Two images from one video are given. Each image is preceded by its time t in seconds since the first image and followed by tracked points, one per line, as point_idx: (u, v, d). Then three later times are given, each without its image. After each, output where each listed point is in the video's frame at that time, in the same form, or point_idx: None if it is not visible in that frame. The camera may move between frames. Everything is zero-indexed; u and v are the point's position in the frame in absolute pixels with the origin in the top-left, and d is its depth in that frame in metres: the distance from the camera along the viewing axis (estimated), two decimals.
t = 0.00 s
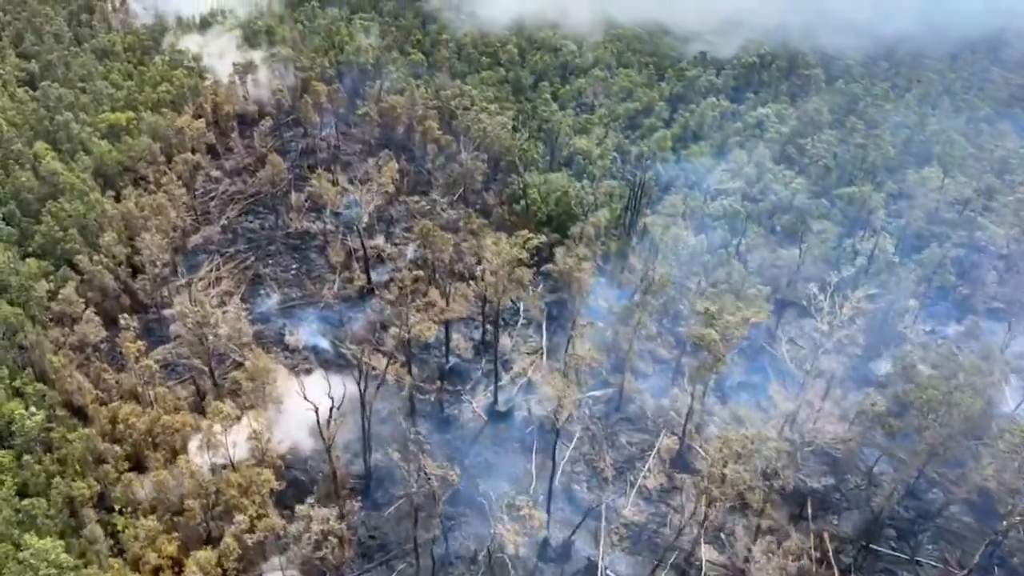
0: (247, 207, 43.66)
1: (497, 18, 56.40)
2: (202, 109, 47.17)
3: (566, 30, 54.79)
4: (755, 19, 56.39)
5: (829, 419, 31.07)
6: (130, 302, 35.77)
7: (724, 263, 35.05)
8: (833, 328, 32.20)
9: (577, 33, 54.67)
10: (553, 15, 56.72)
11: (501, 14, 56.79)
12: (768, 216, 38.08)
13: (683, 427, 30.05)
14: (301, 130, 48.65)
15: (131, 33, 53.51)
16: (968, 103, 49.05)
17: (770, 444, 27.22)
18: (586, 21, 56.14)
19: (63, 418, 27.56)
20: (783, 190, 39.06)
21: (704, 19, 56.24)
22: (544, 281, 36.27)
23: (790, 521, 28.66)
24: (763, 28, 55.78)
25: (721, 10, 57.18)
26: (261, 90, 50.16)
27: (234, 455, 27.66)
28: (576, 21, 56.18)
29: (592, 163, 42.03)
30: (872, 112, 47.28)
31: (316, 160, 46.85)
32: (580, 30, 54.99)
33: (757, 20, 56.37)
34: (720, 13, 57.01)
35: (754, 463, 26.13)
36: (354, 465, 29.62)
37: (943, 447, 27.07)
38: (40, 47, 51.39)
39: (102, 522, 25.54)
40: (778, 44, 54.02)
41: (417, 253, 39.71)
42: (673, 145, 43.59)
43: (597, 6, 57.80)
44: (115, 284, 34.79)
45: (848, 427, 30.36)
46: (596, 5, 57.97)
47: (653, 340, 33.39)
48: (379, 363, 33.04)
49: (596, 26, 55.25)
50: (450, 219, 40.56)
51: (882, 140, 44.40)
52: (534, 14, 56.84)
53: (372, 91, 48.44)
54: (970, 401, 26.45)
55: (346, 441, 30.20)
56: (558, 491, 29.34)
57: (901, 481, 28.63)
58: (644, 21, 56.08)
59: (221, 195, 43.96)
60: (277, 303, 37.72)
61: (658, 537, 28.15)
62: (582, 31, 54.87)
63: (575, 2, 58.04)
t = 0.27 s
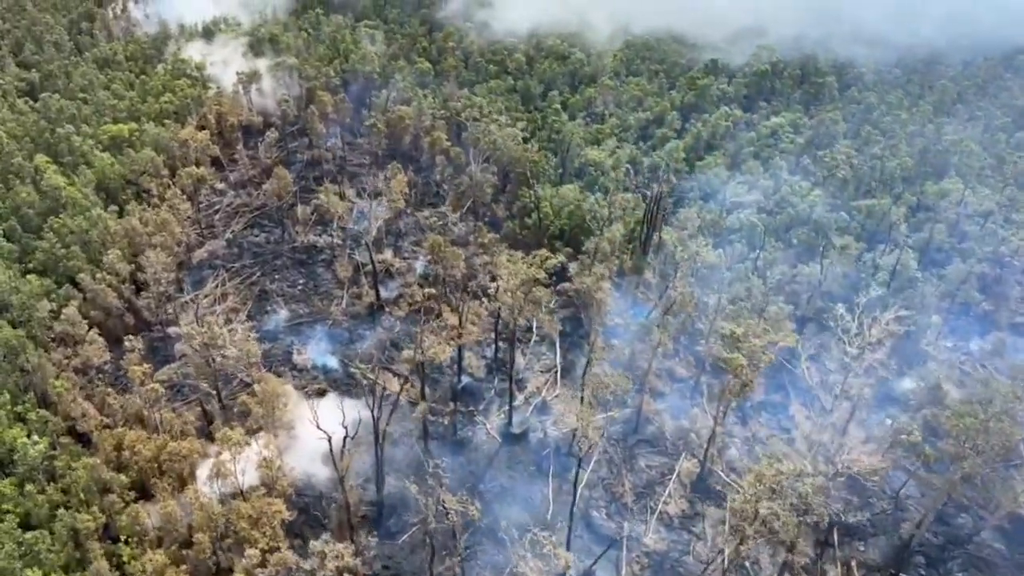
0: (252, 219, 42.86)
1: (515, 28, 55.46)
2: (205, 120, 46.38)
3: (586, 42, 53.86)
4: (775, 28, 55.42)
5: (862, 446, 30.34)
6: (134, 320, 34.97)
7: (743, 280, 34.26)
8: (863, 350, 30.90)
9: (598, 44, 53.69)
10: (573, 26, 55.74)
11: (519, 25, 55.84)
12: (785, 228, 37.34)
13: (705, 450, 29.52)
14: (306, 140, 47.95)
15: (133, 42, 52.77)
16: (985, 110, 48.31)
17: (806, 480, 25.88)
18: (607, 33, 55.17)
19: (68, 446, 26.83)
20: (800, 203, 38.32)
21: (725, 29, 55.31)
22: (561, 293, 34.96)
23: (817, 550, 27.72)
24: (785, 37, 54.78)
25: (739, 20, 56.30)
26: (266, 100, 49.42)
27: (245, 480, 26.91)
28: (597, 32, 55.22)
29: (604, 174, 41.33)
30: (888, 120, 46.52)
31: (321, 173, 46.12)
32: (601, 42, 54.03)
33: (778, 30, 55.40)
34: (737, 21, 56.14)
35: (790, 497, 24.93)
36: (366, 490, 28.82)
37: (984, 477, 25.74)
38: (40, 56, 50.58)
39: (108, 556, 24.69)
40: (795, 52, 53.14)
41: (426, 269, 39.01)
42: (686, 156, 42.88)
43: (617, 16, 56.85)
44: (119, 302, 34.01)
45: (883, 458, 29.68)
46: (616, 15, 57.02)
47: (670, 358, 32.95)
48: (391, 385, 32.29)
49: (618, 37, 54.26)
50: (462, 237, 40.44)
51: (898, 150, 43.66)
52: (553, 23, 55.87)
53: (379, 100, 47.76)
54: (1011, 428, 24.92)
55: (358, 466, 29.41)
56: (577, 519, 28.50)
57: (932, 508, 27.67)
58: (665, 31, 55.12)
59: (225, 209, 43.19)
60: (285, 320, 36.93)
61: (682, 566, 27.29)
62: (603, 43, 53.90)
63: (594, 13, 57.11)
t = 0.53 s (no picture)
0: (257, 233, 42.11)
1: (535, 37, 54.54)
2: (210, 132, 45.65)
3: (609, 52, 52.93)
4: (797, 38, 54.51)
5: (890, 474, 29.52)
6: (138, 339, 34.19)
7: (764, 298, 33.54)
8: (895, 376, 29.78)
9: (621, 54, 52.72)
10: (594, 36, 54.82)
11: (539, 34, 54.94)
12: (802, 244, 36.63)
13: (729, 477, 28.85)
14: (313, 151, 47.11)
15: (135, 52, 52.04)
16: (1002, 120, 47.57)
17: (846, 522, 25.20)
18: (631, 42, 54.20)
19: (70, 476, 26.04)
20: (818, 218, 37.60)
21: (746, 39, 54.41)
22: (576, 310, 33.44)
23: None
24: (809, 45, 53.81)
25: (760, 29, 55.43)
26: (271, 110, 48.66)
27: (254, 507, 25.83)
28: (620, 42, 54.24)
29: (617, 187, 40.57)
30: (905, 132, 45.76)
31: (328, 185, 45.29)
32: (624, 52, 53.05)
33: (801, 39, 54.45)
34: (755, 31, 55.29)
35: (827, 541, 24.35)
36: (380, 518, 28.03)
37: None
38: (41, 66, 49.80)
39: None
40: (814, 61, 52.24)
41: (436, 286, 38.13)
42: (700, 169, 42.07)
43: (638, 26, 55.93)
44: (123, 322, 33.23)
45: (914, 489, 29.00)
46: (636, 24, 56.12)
47: (689, 380, 31.95)
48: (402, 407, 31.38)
49: (642, 46, 53.28)
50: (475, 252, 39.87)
51: (915, 162, 42.94)
52: (574, 33, 54.97)
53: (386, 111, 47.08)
54: None
55: (370, 493, 28.59)
56: (598, 551, 27.66)
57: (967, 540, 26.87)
58: (688, 40, 54.16)
59: (231, 222, 42.39)
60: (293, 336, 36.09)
61: None
62: (626, 53, 52.92)
63: (615, 23, 56.21)
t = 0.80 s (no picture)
0: (263, 249, 41.38)
1: (558, 47, 53.58)
2: (215, 144, 44.85)
3: (635, 64, 52.02)
4: (822, 47, 53.51)
5: (932, 512, 28.69)
6: (142, 360, 33.17)
7: (786, 318, 32.67)
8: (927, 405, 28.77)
9: (646, 66, 51.78)
10: (617, 46, 53.89)
11: (561, 44, 53.95)
12: (823, 261, 35.70)
13: (753, 507, 28.08)
14: (319, 164, 46.56)
15: (138, 61, 51.22)
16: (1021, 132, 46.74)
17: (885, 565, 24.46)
18: (656, 53, 53.24)
19: (74, 508, 25.46)
20: (838, 236, 36.80)
21: (770, 49, 53.42)
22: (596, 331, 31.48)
23: None
24: (836, 54, 52.79)
25: (784, 38, 54.45)
26: (277, 121, 47.87)
27: (265, 542, 25.57)
28: (645, 53, 53.28)
29: (631, 202, 39.72)
30: (924, 144, 44.81)
31: (336, 197, 45.03)
32: (650, 63, 52.10)
33: (827, 48, 53.41)
34: (777, 40, 54.33)
35: None
36: (393, 550, 27.32)
37: None
38: (43, 76, 49.01)
39: None
40: (836, 70, 51.27)
41: (448, 303, 37.28)
42: (716, 183, 41.13)
43: (662, 36, 54.93)
44: (127, 343, 32.23)
45: (955, 527, 28.43)
46: (659, 33, 55.14)
47: (710, 403, 31.19)
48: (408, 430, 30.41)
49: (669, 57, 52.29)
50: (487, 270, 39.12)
51: (934, 176, 42.13)
52: (597, 44, 54.03)
53: (394, 123, 46.48)
54: None
55: (383, 523, 27.86)
56: None
57: None
58: (714, 51, 53.21)
59: (236, 237, 41.50)
60: (301, 356, 35.30)
61: None
62: (651, 65, 51.96)
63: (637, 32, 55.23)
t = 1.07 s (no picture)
0: (270, 265, 40.54)
1: (579, 61, 52.71)
2: (221, 157, 44.09)
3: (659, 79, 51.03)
4: (848, 58, 52.50)
5: (978, 558, 28.01)
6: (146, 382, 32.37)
7: (809, 340, 32.02)
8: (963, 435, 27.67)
9: (671, 81, 50.83)
10: (640, 59, 52.97)
11: (583, 57, 53.09)
12: (843, 279, 34.86)
13: (780, 540, 27.29)
14: (326, 177, 45.67)
15: (142, 72, 50.46)
16: None
17: None
18: (681, 66, 52.28)
19: (78, 542, 24.71)
20: (858, 254, 36.08)
21: (795, 61, 52.44)
22: (616, 356, 30.10)
23: None
24: (862, 67, 51.81)
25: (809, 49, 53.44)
26: (284, 134, 47.15)
27: None
28: (668, 67, 52.34)
29: (646, 217, 38.91)
30: (945, 159, 43.91)
31: (344, 211, 44.37)
32: (674, 77, 51.14)
33: (854, 59, 52.40)
34: (800, 50, 53.34)
35: None
36: None
37: None
38: (45, 86, 48.19)
39: None
40: (859, 83, 50.58)
41: (459, 322, 36.46)
42: (733, 199, 40.34)
43: (685, 48, 54.03)
44: (131, 365, 31.42)
45: (1000, 571, 27.83)
46: (682, 45, 54.20)
47: (734, 431, 30.32)
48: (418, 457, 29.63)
49: (695, 71, 51.27)
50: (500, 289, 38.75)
51: (954, 193, 41.39)
52: (619, 57, 53.14)
53: (404, 135, 46.02)
54: None
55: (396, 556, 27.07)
56: None
57: None
58: (739, 64, 52.24)
59: (242, 253, 40.74)
60: (309, 377, 34.38)
61: None
62: (676, 79, 50.98)
63: (660, 45, 54.34)
